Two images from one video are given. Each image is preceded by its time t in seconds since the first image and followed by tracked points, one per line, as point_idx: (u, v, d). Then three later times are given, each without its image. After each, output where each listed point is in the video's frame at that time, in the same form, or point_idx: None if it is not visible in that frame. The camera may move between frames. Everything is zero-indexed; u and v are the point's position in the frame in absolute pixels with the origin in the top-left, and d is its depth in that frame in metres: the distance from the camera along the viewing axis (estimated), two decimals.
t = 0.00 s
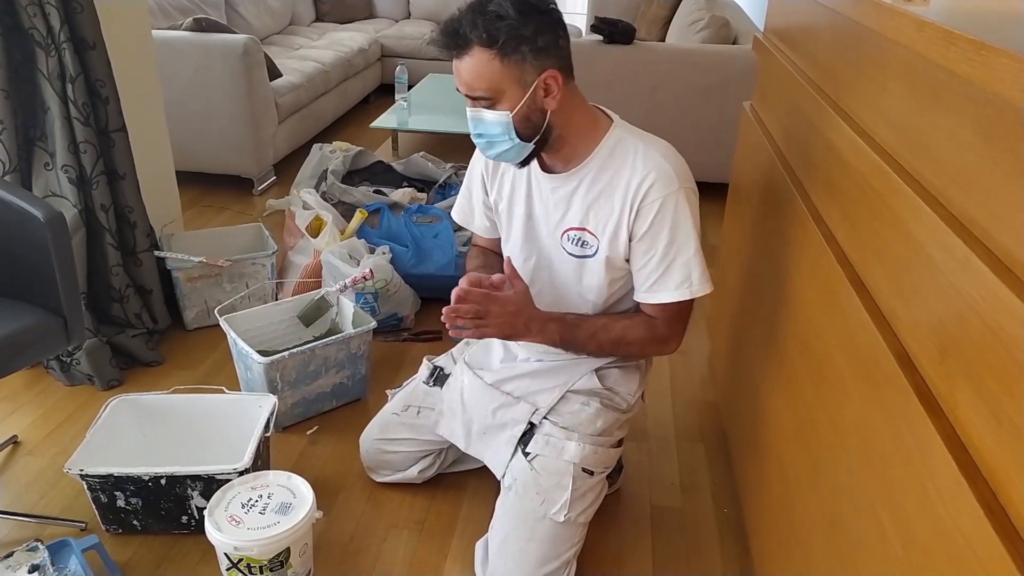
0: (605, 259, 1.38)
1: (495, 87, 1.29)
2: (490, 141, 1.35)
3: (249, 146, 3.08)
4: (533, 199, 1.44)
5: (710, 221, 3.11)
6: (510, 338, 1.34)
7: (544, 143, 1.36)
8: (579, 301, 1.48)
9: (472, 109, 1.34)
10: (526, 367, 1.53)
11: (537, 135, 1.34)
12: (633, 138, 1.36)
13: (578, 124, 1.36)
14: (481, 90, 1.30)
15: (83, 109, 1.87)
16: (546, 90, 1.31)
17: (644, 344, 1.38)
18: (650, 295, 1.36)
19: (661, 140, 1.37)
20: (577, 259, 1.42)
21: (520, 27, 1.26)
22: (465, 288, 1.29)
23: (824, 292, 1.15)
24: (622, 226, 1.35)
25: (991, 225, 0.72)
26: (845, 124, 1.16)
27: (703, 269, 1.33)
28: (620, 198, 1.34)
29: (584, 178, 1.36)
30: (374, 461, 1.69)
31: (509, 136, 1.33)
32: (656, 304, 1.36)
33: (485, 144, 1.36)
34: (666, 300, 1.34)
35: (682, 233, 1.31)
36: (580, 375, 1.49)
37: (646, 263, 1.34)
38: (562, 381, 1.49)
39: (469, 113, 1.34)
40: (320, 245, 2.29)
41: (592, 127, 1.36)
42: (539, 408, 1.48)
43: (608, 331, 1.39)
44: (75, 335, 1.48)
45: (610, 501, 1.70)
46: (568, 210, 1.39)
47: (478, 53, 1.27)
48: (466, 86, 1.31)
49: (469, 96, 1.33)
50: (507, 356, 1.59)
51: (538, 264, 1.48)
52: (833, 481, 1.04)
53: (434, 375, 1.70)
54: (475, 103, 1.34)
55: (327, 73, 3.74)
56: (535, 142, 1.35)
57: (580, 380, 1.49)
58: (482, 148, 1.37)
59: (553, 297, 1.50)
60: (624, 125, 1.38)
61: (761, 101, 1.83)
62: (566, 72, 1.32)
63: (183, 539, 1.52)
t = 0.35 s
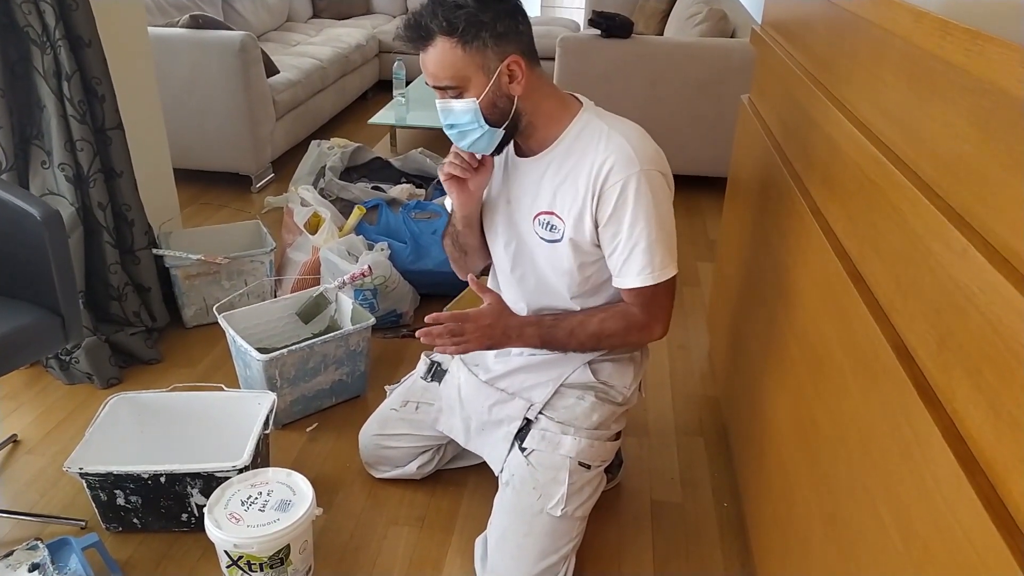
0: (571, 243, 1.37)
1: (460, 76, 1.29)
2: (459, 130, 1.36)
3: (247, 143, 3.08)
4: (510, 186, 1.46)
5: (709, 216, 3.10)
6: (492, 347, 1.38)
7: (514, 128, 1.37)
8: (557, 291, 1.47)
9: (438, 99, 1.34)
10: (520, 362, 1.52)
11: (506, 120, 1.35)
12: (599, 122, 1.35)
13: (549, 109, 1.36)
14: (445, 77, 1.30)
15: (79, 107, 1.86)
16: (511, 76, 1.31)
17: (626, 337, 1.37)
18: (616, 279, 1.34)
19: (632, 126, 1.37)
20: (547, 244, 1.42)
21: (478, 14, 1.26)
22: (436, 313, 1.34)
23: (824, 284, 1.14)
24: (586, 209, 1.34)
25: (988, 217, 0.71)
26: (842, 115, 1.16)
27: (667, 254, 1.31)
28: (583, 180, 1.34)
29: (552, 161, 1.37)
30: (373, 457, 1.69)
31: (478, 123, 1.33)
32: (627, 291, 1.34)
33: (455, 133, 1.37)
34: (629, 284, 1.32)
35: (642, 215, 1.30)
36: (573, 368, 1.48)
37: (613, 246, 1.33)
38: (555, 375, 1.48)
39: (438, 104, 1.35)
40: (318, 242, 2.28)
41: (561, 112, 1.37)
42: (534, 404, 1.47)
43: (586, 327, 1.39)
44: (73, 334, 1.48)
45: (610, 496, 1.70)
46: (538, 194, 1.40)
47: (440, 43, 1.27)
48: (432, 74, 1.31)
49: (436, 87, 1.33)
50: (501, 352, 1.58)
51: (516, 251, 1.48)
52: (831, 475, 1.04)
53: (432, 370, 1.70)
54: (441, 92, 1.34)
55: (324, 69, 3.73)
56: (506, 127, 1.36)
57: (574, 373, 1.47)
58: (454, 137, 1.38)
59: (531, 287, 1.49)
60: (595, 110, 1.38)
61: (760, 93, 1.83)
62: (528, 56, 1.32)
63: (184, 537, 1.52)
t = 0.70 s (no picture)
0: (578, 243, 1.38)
1: (507, 48, 1.29)
2: (492, 113, 1.33)
3: (244, 143, 3.07)
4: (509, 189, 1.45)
5: (706, 218, 3.10)
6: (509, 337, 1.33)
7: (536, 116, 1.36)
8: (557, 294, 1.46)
9: (472, 79, 1.31)
10: (519, 363, 1.52)
11: (535, 104, 1.34)
12: (598, 121, 1.36)
13: (553, 105, 1.37)
14: (490, 51, 1.28)
15: (76, 105, 1.86)
16: (544, 58, 1.34)
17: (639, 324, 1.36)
18: (627, 278, 1.34)
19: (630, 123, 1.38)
20: (551, 246, 1.41)
21: None
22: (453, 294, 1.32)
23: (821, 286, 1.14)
24: (592, 208, 1.35)
25: (985, 219, 0.71)
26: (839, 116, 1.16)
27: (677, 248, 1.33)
28: (590, 179, 1.34)
29: (553, 162, 1.37)
30: (368, 458, 1.69)
31: (514, 104, 1.32)
32: (637, 286, 1.35)
33: (485, 117, 1.33)
34: (642, 281, 1.33)
35: (651, 211, 1.31)
36: (572, 369, 1.47)
37: (621, 245, 1.34)
38: (554, 376, 1.48)
39: (473, 82, 1.31)
40: (316, 242, 2.28)
41: (560, 111, 1.38)
42: (533, 405, 1.47)
43: (603, 317, 1.37)
44: (68, 333, 1.47)
45: (606, 498, 1.69)
46: (540, 196, 1.40)
47: (487, 12, 1.26)
48: (473, 45, 1.28)
49: (473, 62, 1.30)
50: (499, 353, 1.58)
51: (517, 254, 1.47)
52: (828, 478, 1.04)
53: (428, 372, 1.70)
54: (476, 70, 1.31)
55: (322, 69, 3.73)
56: (533, 111, 1.35)
57: (572, 374, 1.47)
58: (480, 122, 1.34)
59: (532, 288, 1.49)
60: (592, 109, 1.40)
61: (757, 94, 1.83)
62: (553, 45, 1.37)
63: (178, 537, 1.51)
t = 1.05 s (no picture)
0: (615, 239, 1.39)
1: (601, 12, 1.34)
2: (588, 70, 1.31)
3: (243, 143, 3.07)
4: (527, 191, 1.42)
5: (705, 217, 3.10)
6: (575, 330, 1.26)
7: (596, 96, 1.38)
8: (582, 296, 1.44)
9: (574, 31, 1.30)
10: (524, 365, 1.52)
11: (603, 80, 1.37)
12: (625, 121, 1.40)
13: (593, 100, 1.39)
14: (593, 10, 1.32)
15: (74, 106, 1.85)
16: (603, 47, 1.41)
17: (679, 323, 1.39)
18: (668, 271, 1.38)
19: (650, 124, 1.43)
20: (581, 246, 1.40)
21: None
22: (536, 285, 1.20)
23: (820, 289, 1.14)
24: (631, 203, 1.37)
25: (985, 218, 0.71)
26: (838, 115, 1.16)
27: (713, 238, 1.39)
28: (628, 173, 1.37)
29: (587, 160, 1.38)
30: (368, 458, 1.68)
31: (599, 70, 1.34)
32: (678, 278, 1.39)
33: (583, 72, 1.30)
34: (687, 271, 1.38)
35: (694, 202, 1.37)
36: (577, 372, 1.49)
37: (663, 237, 1.37)
38: (560, 379, 1.49)
39: (573, 34, 1.30)
40: (315, 242, 2.28)
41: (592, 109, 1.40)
42: (537, 406, 1.47)
43: (652, 308, 1.37)
44: (67, 334, 1.47)
45: (606, 498, 1.69)
46: (569, 196, 1.39)
47: None
48: None
49: (573, 17, 1.31)
50: (503, 356, 1.58)
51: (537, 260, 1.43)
52: (828, 477, 1.04)
53: (428, 374, 1.67)
54: (575, 26, 1.32)
55: (321, 69, 3.72)
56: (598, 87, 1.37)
57: (578, 377, 1.49)
58: (569, 71, 1.30)
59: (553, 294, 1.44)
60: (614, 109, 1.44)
61: (756, 93, 1.83)
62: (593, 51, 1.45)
63: (177, 538, 1.51)
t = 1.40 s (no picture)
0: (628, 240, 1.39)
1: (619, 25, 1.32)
2: (601, 91, 1.31)
3: (240, 144, 3.06)
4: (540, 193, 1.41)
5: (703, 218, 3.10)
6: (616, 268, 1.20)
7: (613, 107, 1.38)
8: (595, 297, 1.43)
9: (589, 52, 1.30)
10: (525, 368, 1.51)
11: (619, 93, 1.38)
12: (639, 125, 1.42)
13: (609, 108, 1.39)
14: (610, 28, 1.30)
15: (70, 107, 1.85)
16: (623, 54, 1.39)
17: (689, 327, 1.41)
18: (673, 272, 1.39)
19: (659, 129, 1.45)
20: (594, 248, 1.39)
21: None
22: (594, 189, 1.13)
23: (818, 291, 1.14)
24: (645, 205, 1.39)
25: (981, 219, 0.71)
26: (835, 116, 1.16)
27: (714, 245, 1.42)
28: (642, 175, 1.39)
29: (602, 163, 1.39)
30: (366, 461, 1.68)
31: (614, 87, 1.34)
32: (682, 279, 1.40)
33: (595, 95, 1.31)
34: (689, 274, 1.39)
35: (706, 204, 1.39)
36: (579, 375, 1.48)
37: (673, 237, 1.38)
38: (561, 382, 1.48)
39: (588, 57, 1.29)
40: (312, 243, 2.27)
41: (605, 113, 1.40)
42: (538, 408, 1.47)
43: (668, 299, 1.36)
44: (64, 335, 1.47)
45: (604, 499, 1.69)
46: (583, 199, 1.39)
47: None
48: (599, 18, 1.29)
49: (589, 37, 1.30)
50: (503, 358, 1.56)
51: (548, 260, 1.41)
52: (825, 478, 1.04)
53: (426, 377, 1.66)
54: (591, 45, 1.31)
55: (319, 70, 3.72)
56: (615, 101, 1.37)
57: (579, 379, 1.48)
58: (583, 95, 1.31)
59: (566, 294, 1.42)
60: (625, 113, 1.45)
61: (754, 94, 1.83)
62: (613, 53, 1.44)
63: (174, 540, 1.51)
